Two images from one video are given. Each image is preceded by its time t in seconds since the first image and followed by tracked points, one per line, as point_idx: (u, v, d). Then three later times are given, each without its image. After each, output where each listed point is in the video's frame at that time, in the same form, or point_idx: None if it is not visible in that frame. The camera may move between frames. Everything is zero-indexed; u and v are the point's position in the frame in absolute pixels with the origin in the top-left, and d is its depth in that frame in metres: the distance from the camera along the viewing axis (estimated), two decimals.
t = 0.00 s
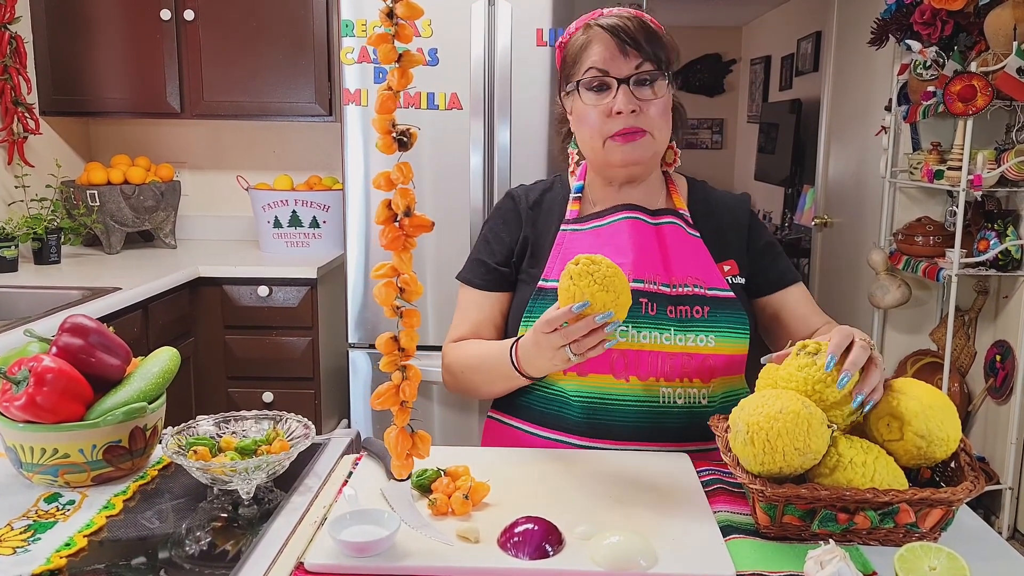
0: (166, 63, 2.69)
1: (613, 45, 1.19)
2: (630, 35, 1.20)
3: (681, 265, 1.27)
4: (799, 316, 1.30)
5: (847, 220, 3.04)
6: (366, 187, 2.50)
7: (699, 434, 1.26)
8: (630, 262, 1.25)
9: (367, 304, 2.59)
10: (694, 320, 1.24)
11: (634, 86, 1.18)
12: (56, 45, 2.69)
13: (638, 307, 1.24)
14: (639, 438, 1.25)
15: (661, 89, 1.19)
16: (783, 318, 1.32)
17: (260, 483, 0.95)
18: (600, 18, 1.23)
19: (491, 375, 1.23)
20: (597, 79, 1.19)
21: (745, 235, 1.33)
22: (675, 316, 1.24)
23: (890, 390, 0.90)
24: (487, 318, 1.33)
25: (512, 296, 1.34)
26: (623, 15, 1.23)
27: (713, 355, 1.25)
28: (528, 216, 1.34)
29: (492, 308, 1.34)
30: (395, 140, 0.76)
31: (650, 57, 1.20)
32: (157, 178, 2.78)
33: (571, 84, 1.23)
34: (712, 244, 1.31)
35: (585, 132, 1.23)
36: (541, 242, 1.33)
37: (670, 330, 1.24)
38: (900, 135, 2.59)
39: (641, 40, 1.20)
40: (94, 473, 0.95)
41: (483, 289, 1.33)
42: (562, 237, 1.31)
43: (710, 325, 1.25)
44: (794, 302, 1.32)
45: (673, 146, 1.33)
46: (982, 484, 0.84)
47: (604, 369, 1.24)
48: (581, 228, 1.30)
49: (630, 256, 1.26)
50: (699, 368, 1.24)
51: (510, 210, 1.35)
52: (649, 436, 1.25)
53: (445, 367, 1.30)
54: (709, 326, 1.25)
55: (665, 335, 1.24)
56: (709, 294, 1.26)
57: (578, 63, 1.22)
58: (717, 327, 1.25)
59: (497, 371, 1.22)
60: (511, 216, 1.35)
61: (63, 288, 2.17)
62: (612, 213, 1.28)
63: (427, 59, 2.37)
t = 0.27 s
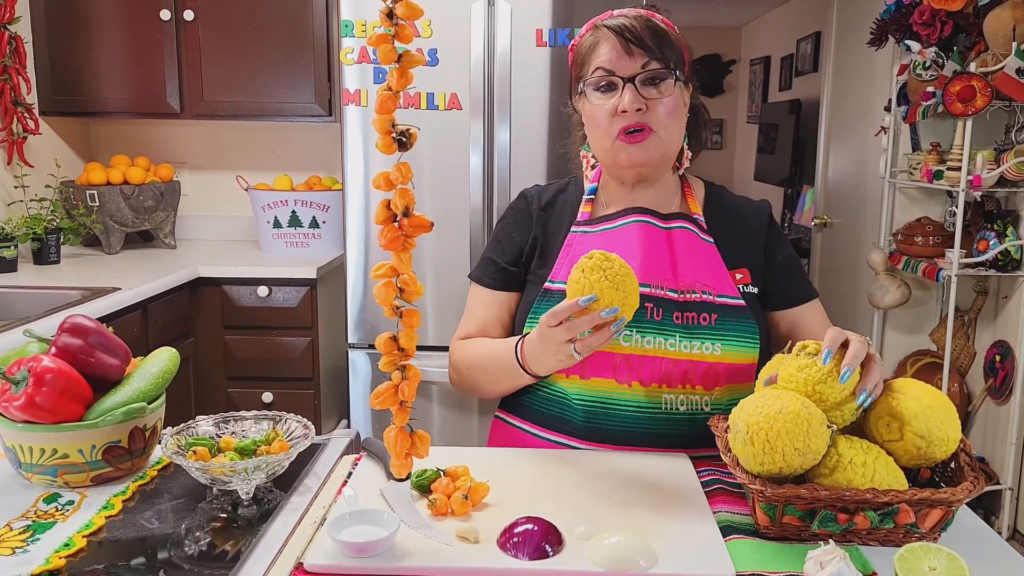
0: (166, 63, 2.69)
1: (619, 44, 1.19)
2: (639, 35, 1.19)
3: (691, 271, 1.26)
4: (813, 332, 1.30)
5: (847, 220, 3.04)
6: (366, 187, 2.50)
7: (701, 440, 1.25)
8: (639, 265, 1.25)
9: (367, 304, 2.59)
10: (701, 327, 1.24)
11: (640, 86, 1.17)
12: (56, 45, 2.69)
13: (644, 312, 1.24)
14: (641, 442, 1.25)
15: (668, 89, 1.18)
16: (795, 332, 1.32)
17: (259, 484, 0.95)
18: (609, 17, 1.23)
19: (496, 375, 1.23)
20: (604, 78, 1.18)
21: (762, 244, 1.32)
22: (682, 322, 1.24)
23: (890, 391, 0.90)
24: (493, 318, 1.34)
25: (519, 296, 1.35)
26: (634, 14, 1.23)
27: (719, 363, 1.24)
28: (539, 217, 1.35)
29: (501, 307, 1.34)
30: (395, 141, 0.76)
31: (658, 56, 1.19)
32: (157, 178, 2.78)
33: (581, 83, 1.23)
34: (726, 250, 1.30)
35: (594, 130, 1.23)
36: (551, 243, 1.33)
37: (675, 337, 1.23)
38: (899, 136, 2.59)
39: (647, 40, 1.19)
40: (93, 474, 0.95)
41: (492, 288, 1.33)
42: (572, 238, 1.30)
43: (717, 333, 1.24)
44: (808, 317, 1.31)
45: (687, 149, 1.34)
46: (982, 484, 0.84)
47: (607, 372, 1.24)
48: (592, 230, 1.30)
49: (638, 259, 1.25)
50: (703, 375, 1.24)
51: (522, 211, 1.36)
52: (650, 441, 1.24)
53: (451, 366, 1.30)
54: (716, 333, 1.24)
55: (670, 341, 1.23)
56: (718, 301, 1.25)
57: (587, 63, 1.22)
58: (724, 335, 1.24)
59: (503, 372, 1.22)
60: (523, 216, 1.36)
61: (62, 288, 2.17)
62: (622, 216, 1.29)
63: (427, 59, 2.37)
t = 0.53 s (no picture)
0: (165, 63, 2.69)
1: (626, 50, 1.19)
2: (646, 40, 1.19)
3: (693, 273, 1.26)
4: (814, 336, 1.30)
5: (847, 221, 3.04)
6: (366, 187, 2.50)
7: (701, 443, 1.25)
8: (641, 267, 1.25)
9: (366, 304, 2.59)
10: (702, 329, 1.24)
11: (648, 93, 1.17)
12: (56, 45, 2.69)
13: (645, 314, 1.24)
14: (640, 444, 1.25)
15: (677, 96, 1.18)
16: (797, 336, 1.32)
17: (258, 484, 0.95)
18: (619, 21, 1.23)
19: (499, 375, 1.23)
20: (611, 83, 1.19)
21: (766, 247, 1.32)
22: (684, 325, 1.24)
23: (889, 393, 0.90)
24: (497, 317, 1.34)
25: (522, 296, 1.35)
26: (644, 18, 1.23)
27: (720, 366, 1.24)
28: (543, 217, 1.35)
29: (503, 306, 1.34)
30: (393, 141, 0.76)
31: (667, 62, 1.19)
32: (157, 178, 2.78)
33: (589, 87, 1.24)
34: (729, 253, 1.31)
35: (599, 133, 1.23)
36: (554, 243, 1.34)
37: (677, 339, 1.24)
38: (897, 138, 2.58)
39: (656, 45, 1.19)
40: (92, 473, 0.96)
41: (495, 287, 1.34)
42: (575, 239, 1.30)
43: (719, 336, 1.24)
44: (809, 321, 1.31)
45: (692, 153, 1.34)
46: (980, 485, 0.84)
47: (608, 374, 1.24)
48: (595, 231, 1.30)
49: (640, 261, 1.25)
50: (704, 378, 1.24)
51: (526, 210, 1.36)
52: (649, 443, 1.25)
53: (454, 365, 1.30)
54: (717, 336, 1.24)
55: (672, 343, 1.24)
56: (720, 304, 1.25)
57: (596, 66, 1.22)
58: (725, 338, 1.24)
59: (505, 372, 1.22)
60: (527, 216, 1.36)
61: (62, 288, 2.17)
62: (626, 218, 1.28)
63: (426, 59, 2.38)
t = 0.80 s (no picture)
0: (164, 63, 2.69)
1: (634, 58, 1.18)
2: (654, 47, 1.18)
3: (692, 273, 1.26)
4: (814, 335, 1.30)
5: (845, 221, 3.04)
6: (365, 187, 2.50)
7: (700, 443, 1.25)
8: (640, 267, 1.25)
9: (365, 304, 2.59)
10: (701, 329, 1.24)
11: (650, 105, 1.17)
12: (54, 45, 2.69)
13: (645, 314, 1.24)
14: (639, 444, 1.25)
15: (678, 111, 1.18)
16: (796, 335, 1.32)
17: (257, 484, 0.95)
18: (628, 24, 1.22)
19: (500, 375, 1.23)
20: (615, 91, 1.18)
21: (765, 246, 1.32)
22: (682, 324, 1.24)
23: (888, 393, 0.90)
24: (497, 317, 1.34)
25: (522, 296, 1.35)
26: (654, 23, 1.21)
27: (719, 366, 1.24)
28: (542, 217, 1.35)
29: (503, 306, 1.34)
30: (390, 141, 0.76)
31: (674, 76, 1.18)
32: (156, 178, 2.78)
33: (592, 87, 1.23)
34: (728, 252, 1.31)
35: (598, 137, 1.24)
36: (553, 243, 1.34)
37: (676, 339, 1.24)
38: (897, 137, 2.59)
39: (663, 57, 1.18)
40: (91, 473, 0.95)
41: (495, 287, 1.34)
42: (574, 239, 1.30)
43: (717, 335, 1.24)
44: (808, 321, 1.31)
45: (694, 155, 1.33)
46: (979, 485, 0.84)
47: (607, 374, 1.24)
48: (594, 232, 1.29)
49: (639, 261, 1.25)
50: (703, 377, 1.24)
51: (525, 210, 1.36)
52: (648, 443, 1.25)
53: (455, 366, 1.30)
54: (716, 336, 1.24)
55: (671, 343, 1.24)
56: (719, 303, 1.25)
57: (601, 68, 1.21)
58: (724, 337, 1.24)
59: (505, 372, 1.22)
60: (526, 216, 1.36)
61: (61, 288, 2.17)
62: (625, 218, 1.28)
63: (425, 59, 2.37)
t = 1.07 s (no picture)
0: (162, 63, 2.69)
1: (621, 62, 1.18)
2: (644, 51, 1.18)
3: (690, 273, 1.26)
4: (812, 334, 1.30)
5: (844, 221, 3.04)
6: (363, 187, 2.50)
7: (699, 442, 1.25)
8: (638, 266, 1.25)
9: (364, 304, 2.59)
10: (699, 328, 1.24)
11: (635, 109, 1.17)
12: (53, 45, 2.69)
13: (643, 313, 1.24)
14: (637, 443, 1.25)
15: (665, 116, 1.18)
16: (794, 334, 1.32)
17: (255, 484, 0.95)
18: (621, 27, 1.22)
19: (501, 375, 1.23)
20: (603, 95, 1.18)
21: (762, 246, 1.32)
22: (680, 323, 1.24)
23: (886, 393, 0.90)
24: (498, 318, 1.33)
25: (521, 297, 1.35)
26: (646, 27, 1.21)
27: (717, 365, 1.24)
28: (540, 218, 1.35)
29: (503, 307, 1.34)
30: (389, 140, 0.76)
31: (661, 81, 1.18)
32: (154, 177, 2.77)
33: (583, 89, 1.23)
34: (726, 252, 1.31)
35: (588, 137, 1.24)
36: (551, 244, 1.34)
37: (674, 338, 1.24)
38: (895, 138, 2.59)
39: (648, 62, 1.17)
40: (89, 473, 0.95)
41: (494, 287, 1.33)
42: (572, 238, 1.30)
43: (715, 334, 1.24)
44: (806, 320, 1.32)
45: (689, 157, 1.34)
46: (977, 484, 0.84)
47: (605, 373, 1.24)
48: (592, 231, 1.30)
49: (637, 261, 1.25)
50: (701, 376, 1.24)
51: (522, 211, 1.36)
52: (646, 442, 1.25)
53: (454, 366, 1.30)
54: (714, 335, 1.24)
55: (669, 342, 1.24)
56: (716, 302, 1.25)
57: (591, 71, 1.21)
58: (722, 336, 1.24)
59: (505, 373, 1.22)
60: (524, 216, 1.36)
61: (58, 288, 2.17)
62: (623, 218, 1.28)
63: (424, 59, 2.37)
